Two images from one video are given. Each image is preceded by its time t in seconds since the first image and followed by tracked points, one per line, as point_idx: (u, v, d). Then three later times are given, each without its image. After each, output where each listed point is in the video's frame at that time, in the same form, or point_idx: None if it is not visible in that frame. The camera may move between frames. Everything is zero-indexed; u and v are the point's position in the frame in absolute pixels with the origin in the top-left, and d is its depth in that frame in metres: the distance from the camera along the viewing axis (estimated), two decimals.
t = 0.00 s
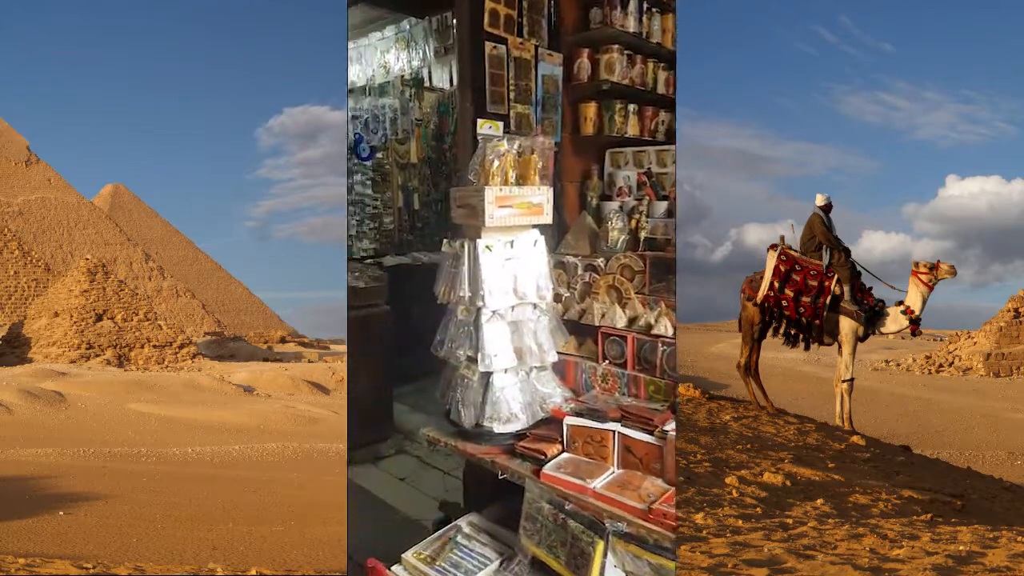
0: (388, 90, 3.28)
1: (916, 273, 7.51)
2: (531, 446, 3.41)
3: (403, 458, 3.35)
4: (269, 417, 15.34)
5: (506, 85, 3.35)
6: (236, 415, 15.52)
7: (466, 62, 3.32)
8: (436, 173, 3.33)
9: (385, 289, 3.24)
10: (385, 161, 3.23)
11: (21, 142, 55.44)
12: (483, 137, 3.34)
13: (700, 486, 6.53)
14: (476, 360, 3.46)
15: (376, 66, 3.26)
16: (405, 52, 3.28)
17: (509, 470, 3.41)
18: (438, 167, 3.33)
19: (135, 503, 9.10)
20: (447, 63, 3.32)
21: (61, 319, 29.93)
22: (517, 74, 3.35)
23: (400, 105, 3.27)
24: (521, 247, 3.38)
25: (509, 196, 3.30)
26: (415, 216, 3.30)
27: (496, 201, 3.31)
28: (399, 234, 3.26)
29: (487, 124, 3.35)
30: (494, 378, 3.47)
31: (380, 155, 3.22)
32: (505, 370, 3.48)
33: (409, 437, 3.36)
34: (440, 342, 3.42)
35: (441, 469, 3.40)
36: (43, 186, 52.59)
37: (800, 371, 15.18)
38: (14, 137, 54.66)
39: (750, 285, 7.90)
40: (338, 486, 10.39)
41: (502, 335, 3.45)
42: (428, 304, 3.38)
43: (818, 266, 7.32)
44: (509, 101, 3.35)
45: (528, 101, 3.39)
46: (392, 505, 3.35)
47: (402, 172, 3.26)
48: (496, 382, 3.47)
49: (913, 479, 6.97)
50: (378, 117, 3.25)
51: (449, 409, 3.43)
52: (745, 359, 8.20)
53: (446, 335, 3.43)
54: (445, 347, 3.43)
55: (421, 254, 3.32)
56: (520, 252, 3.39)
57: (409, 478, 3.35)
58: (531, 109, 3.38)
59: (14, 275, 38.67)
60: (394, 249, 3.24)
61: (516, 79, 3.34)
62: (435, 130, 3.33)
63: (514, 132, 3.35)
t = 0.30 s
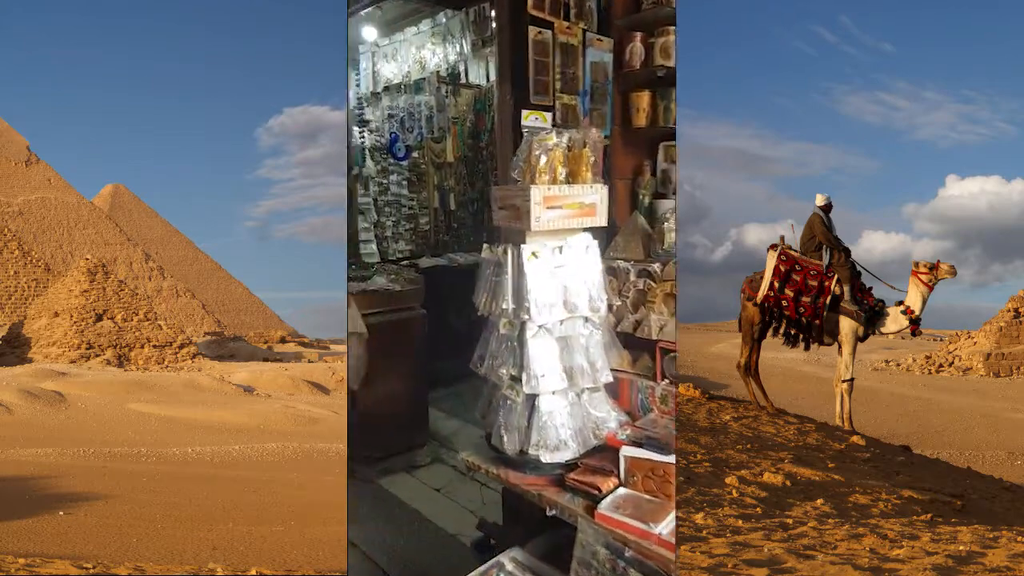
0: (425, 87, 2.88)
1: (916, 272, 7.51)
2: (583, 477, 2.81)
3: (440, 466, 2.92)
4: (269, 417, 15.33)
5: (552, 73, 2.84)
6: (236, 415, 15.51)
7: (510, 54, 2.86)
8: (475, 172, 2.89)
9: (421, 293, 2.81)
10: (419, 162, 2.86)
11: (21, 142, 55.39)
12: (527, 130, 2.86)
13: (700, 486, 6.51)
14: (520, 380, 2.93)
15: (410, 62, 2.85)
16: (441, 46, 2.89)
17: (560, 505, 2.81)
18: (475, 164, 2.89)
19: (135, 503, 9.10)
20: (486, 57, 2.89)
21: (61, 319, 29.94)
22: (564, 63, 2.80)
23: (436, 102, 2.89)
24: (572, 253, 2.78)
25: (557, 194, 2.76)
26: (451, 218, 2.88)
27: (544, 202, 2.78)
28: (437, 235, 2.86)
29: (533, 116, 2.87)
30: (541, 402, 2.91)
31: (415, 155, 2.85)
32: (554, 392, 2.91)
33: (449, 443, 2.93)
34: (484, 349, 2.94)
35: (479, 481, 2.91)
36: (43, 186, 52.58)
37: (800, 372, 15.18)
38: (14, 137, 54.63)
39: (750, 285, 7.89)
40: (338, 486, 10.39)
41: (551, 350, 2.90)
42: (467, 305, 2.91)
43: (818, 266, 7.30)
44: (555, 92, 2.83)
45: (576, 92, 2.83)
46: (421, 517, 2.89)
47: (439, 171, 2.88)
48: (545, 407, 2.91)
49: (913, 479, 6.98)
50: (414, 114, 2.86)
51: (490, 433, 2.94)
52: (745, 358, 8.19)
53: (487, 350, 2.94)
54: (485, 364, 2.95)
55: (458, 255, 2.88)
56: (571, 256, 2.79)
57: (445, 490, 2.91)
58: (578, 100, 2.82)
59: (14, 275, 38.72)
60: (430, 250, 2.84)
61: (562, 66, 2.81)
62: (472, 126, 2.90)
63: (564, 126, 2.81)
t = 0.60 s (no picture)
0: (489, 85, 2.32)
1: (916, 273, 7.57)
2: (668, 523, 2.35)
3: (494, 476, 2.34)
4: (268, 417, 15.33)
5: (637, 69, 2.34)
6: (236, 415, 15.52)
7: (585, 46, 2.34)
8: (548, 186, 2.36)
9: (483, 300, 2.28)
10: (481, 163, 2.31)
11: (21, 142, 55.36)
12: (616, 130, 2.34)
13: (701, 485, 6.43)
14: (604, 408, 2.37)
15: (476, 60, 2.31)
16: (510, 38, 2.33)
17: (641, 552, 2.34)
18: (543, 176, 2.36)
19: (135, 503, 9.10)
20: (556, 55, 2.35)
21: (61, 319, 29.96)
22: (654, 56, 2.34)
23: (501, 101, 2.33)
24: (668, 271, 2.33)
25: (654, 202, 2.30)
26: (513, 222, 2.33)
27: (634, 211, 2.31)
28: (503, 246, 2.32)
29: (623, 115, 2.34)
30: (621, 434, 2.38)
31: (477, 156, 2.31)
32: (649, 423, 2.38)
33: (504, 451, 2.34)
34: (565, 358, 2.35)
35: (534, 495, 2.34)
36: (43, 186, 52.56)
37: (800, 372, 15.22)
38: (14, 138, 54.63)
39: (750, 285, 7.88)
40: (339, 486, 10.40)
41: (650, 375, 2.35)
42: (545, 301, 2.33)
43: (818, 266, 7.31)
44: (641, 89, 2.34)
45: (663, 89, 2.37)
46: (469, 531, 2.31)
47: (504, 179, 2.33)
48: (635, 442, 2.38)
49: (913, 479, 6.99)
50: (478, 114, 2.31)
51: (563, 462, 2.36)
52: (745, 358, 8.18)
53: (564, 370, 2.36)
54: (562, 386, 2.36)
55: (518, 256, 2.32)
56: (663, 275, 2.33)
57: (501, 502, 2.32)
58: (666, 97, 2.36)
59: (14, 275, 38.84)
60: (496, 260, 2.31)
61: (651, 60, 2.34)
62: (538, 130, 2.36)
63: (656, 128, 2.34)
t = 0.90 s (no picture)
0: (550, 88, 2.75)
1: (917, 273, 7.61)
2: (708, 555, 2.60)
3: (547, 490, 2.70)
4: (269, 417, 15.34)
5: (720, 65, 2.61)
6: (236, 415, 15.52)
7: (641, 48, 2.67)
8: (595, 182, 2.69)
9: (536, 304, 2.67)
10: (533, 168, 2.73)
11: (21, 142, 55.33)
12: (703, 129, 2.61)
13: (700, 486, 6.43)
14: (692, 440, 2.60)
15: (532, 63, 2.75)
16: (572, 42, 2.74)
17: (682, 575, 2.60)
18: (593, 173, 2.70)
19: (135, 503, 9.10)
20: (613, 58, 2.70)
21: (61, 319, 29.95)
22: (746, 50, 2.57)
23: (559, 105, 2.74)
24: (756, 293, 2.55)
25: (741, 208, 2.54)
26: (563, 227, 2.71)
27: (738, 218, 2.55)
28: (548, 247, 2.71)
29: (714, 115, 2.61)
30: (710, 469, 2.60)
31: (530, 160, 2.73)
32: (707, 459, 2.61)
33: (555, 466, 2.69)
34: (635, 392, 2.63)
35: (595, 515, 2.66)
36: (43, 186, 52.54)
37: (800, 372, 15.24)
38: (14, 138, 54.00)
39: (750, 285, 7.88)
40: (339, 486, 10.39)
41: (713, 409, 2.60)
42: (603, 326, 2.65)
43: (818, 266, 7.31)
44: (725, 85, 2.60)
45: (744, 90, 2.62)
46: (518, 545, 2.68)
47: (552, 180, 2.72)
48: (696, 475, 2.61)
49: (913, 479, 7.00)
50: (536, 118, 2.74)
51: (647, 494, 2.62)
52: (745, 358, 8.17)
53: (651, 398, 2.62)
54: (648, 414, 2.63)
55: (569, 264, 2.69)
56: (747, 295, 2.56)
57: (552, 518, 2.69)
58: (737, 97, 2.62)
59: (14, 275, 38.97)
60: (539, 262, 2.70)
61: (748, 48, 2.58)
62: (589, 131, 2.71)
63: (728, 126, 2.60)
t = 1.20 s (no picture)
0: (615, 79, 3.28)
1: (917, 272, 7.62)
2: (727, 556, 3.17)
3: (610, 498, 3.25)
4: (269, 417, 15.34)
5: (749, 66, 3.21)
6: (236, 415, 15.52)
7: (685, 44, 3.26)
8: (655, 176, 3.25)
9: (601, 306, 3.23)
10: (596, 164, 3.28)
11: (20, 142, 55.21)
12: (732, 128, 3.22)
13: (700, 486, 6.43)
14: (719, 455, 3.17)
15: (600, 56, 3.29)
16: (639, 33, 3.26)
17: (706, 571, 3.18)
18: (654, 167, 3.26)
19: (135, 503, 9.09)
20: (669, 53, 3.26)
21: (61, 319, 29.93)
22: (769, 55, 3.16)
23: (623, 98, 3.27)
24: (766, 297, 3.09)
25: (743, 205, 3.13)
26: (626, 222, 3.25)
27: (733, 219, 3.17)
28: (608, 242, 3.26)
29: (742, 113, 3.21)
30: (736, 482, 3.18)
31: (594, 156, 3.28)
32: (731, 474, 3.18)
33: (616, 475, 3.25)
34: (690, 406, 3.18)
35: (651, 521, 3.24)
36: (43, 186, 52.43)
37: (799, 372, 15.26)
38: (14, 138, 53.45)
39: (750, 285, 7.87)
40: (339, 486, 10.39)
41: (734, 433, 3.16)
42: (662, 327, 3.18)
43: (818, 266, 7.31)
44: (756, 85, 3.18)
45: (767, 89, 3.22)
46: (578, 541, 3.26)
47: (614, 173, 3.27)
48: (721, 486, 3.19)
49: (913, 479, 7.00)
50: (602, 111, 3.28)
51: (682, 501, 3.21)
52: (745, 358, 8.17)
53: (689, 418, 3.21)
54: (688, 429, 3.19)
55: (631, 264, 3.22)
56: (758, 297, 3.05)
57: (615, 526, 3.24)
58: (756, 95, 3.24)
59: (14, 275, 39.05)
60: (600, 257, 3.25)
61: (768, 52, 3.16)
62: (652, 125, 3.26)
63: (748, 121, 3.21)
